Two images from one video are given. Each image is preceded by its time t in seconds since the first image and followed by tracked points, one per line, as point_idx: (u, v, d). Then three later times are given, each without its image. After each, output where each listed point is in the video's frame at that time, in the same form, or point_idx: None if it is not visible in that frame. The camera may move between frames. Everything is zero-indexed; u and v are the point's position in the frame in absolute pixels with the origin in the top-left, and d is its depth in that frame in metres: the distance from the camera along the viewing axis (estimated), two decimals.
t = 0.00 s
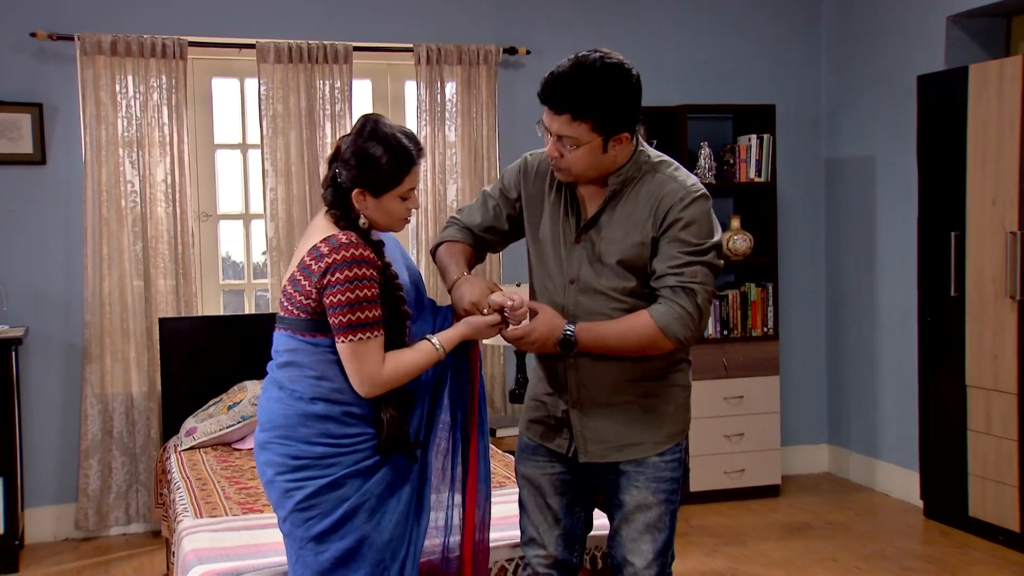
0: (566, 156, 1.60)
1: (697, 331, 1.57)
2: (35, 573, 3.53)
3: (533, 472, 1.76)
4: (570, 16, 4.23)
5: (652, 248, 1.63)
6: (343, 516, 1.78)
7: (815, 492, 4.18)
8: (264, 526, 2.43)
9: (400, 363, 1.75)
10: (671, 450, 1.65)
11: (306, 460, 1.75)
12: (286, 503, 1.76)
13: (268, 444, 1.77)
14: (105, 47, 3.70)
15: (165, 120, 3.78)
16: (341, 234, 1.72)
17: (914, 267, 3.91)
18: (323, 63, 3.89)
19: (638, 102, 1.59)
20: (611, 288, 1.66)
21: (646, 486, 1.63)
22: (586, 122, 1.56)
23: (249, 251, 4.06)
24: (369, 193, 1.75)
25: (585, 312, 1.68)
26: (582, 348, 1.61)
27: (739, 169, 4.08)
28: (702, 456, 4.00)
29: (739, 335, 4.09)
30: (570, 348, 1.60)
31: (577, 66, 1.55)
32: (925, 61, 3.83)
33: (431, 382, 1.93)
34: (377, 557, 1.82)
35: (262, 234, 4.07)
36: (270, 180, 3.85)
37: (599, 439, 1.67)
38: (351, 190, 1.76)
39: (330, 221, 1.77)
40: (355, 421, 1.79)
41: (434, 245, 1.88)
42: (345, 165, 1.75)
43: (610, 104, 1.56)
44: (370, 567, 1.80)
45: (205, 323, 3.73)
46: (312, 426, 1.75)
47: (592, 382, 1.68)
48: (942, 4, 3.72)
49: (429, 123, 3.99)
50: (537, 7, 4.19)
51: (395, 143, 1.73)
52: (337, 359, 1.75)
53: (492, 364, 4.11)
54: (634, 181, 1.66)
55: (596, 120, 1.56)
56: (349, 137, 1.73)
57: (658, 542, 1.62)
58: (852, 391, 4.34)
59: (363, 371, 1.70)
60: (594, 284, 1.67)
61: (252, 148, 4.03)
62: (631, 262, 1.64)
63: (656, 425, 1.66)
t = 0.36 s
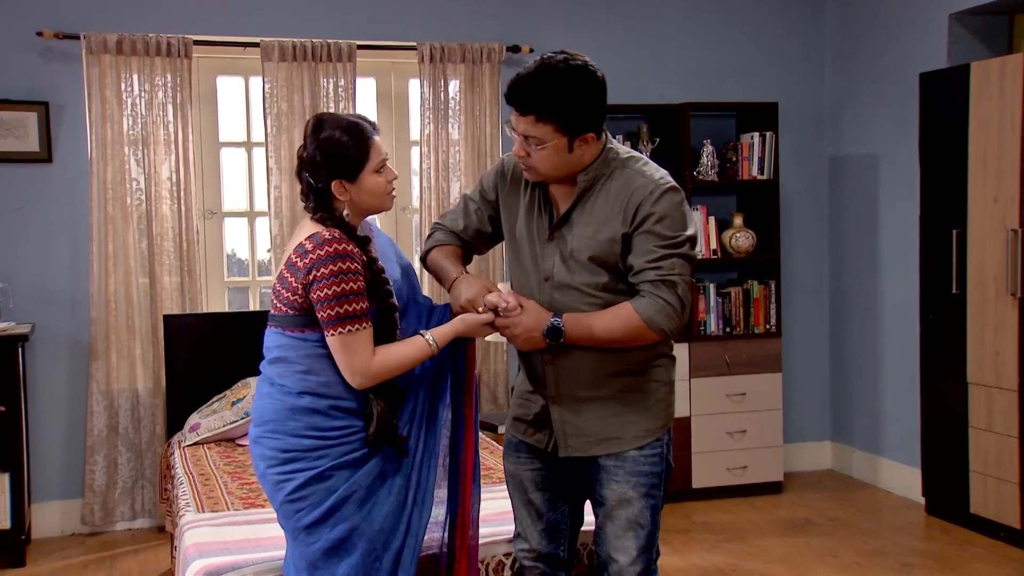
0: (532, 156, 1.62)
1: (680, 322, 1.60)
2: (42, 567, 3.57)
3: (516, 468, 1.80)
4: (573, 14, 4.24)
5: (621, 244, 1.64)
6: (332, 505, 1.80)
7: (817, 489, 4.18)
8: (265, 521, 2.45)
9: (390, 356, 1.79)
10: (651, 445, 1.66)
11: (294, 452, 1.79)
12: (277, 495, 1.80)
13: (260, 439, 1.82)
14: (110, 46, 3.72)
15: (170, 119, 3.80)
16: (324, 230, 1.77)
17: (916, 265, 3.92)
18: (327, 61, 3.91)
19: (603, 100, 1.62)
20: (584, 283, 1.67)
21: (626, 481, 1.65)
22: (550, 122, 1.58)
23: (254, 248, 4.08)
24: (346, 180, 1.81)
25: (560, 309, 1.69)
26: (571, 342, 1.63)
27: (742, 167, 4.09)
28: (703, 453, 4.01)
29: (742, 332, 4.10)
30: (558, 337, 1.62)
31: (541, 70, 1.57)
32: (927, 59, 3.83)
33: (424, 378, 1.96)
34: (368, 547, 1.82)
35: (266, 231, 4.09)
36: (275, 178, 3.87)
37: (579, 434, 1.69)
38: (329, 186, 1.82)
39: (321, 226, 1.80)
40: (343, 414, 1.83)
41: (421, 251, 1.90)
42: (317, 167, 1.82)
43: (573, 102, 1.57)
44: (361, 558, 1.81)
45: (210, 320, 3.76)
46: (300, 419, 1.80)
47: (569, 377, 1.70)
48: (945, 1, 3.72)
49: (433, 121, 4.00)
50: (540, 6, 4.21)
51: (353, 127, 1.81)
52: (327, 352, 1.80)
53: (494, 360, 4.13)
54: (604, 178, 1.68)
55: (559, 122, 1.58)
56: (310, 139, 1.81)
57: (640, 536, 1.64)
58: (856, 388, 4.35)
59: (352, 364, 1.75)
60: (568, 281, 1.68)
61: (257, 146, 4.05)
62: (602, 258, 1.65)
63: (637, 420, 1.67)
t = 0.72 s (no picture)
0: (501, 132, 1.68)
1: (666, 311, 1.65)
2: (58, 561, 3.61)
3: (505, 464, 1.90)
4: (585, 13, 4.25)
5: (590, 234, 1.68)
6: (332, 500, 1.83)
7: (828, 487, 4.19)
8: (273, 516, 2.48)
9: (388, 345, 1.80)
10: (626, 440, 1.72)
11: (295, 447, 1.82)
12: (279, 489, 1.84)
13: (264, 434, 1.86)
14: (126, 46, 3.76)
15: (184, 118, 3.84)
16: (315, 224, 1.80)
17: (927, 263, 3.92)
18: (340, 61, 3.94)
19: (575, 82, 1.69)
20: (558, 275, 1.72)
21: (604, 475, 1.72)
22: (519, 95, 1.66)
23: (268, 247, 4.11)
24: (339, 174, 1.85)
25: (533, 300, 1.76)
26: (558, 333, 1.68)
27: (753, 165, 4.10)
28: (713, 451, 4.02)
29: (753, 331, 4.10)
30: (547, 329, 1.67)
31: (505, 58, 1.66)
32: (940, 57, 3.83)
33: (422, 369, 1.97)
34: (367, 541, 1.85)
35: (280, 230, 4.11)
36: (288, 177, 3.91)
37: (556, 427, 1.77)
38: (322, 181, 1.85)
39: (315, 221, 1.83)
40: (345, 409, 1.85)
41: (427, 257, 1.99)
42: (308, 165, 1.85)
43: (541, 78, 1.65)
44: (359, 551, 1.84)
45: (223, 317, 3.79)
46: (301, 415, 1.83)
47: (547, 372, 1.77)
48: None
49: (445, 120, 4.02)
50: (552, 5, 4.22)
51: (341, 122, 1.85)
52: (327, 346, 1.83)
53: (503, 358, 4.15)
54: (575, 169, 1.73)
55: (527, 95, 1.65)
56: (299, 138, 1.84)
57: (621, 530, 1.72)
58: (867, 387, 4.35)
59: (348, 354, 1.77)
60: (539, 272, 1.74)
61: (270, 145, 4.08)
62: (571, 249, 1.70)
63: (614, 414, 1.73)
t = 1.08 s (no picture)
0: (494, 154, 1.74)
1: (669, 309, 1.67)
2: (76, 555, 3.66)
3: (512, 462, 1.94)
4: (597, 12, 4.26)
5: (587, 235, 1.71)
6: (332, 496, 1.87)
7: (839, 485, 4.20)
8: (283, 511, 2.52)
9: (387, 342, 1.83)
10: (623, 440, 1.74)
11: (298, 445, 1.87)
12: (282, 486, 1.88)
13: (267, 431, 1.91)
14: (142, 47, 3.81)
15: (200, 118, 3.88)
16: (315, 223, 1.83)
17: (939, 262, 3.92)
18: (354, 61, 3.97)
19: (553, 93, 1.68)
20: (557, 277, 1.74)
21: (597, 474, 1.75)
22: (502, 124, 1.68)
23: (283, 245, 4.16)
24: (338, 173, 1.89)
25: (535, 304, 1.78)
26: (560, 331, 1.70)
27: (764, 164, 4.10)
28: (723, 449, 4.03)
29: (764, 329, 4.11)
30: (551, 331, 1.68)
31: (487, 74, 1.68)
32: (951, 56, 3.83)
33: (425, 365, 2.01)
34: (367, 537, 1.88)
35: (294, 228, 4.16)
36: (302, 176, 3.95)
37: (555, 429, 1.80)
38: (322, 180, 1.89)
39: (316, 218, 1.87)
40: (346, 407, 1.90)
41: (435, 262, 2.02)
42: (308, 165, 1.89)
43: (521, 104, 1.66)
44: (360, 547, 1.87)
45: (237, 315, 3.84)
46: (304, 413, 1.87)
47: (548, 372, 1.81)
48: None
49: (458, 120, 4.05)
50: (564, 5, 4.24)
51: (341, 121, 1.90)
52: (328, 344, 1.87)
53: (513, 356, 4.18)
54: (570, 173, 1.75)
55: (509, 123, 1.68)
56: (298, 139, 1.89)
57: (613, 527, 1.74)
58: (879, 385, 4.35)
59: (348, 353, 1.81)
60: (538, 276, 1.77)
61: (285, 144, 4.12)
62: (568, 252, 1.72)
63: (612, 414, 1.76)
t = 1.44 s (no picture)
0: (499, 147, 1.76)
1: (664, 303, 1.69)
2: (94, 549, 3.71)
3: (523, 458, 1.98)
4: (609, 13, 4.28)
5: (592, 231, 1.74)
6: (339, 489, 1.89)
7: (850, 484, 4.21)
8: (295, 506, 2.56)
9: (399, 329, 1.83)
10: (631, 438, 1.77)
11: (303, 439, 1.88)
12: (288, 479, 1.90)
13: (272, 426, 1.92)
14: (159, 49, 3.86)
15: (216, 118, 3.93)
16: (324, 221, 1.84)
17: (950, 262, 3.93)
18: (367, 62, 4.01)
19: (560, 89, 1.73)
20: (564, 274, 1.78)
21: (608, 471, 1.79)
22: (507, 116, 1.71)
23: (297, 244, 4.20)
24: (349, 176, 1.88)
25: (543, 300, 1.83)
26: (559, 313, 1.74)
27: (776, 164, 4.12)
28: (734, 447, 4.05)
29: (775, 328, 4.13)
30: (549, 306, 1.72)
31: (492, 70, 1.71)
32: (963, 56, 3.83)
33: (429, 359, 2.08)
34: (373, 527, 1.91)
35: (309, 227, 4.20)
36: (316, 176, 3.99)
37: (565, 424, 1.84)
38: (333, 182, 1.89)
39: (323, 217, 1.88)
40: (352, 402, 1.91)
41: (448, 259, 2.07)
42: (320, 164, 1.89)
43: (526, 98, 1.69)
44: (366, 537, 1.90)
45: (252, 313, 3.88)
46: (309, 408, 1.89)
47: (556, 368, 1.85)
48: None
49: (471, 120, 4.08)
50: (576, 6, 4.26)
51: (356, 125, 1.88)
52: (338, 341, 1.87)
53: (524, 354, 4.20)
54: (576, 169, 1.79)
55: (514, 115, 1.71)
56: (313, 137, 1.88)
57: (624, 524, 1.78)
58: (890, 384, 4.36)
59: (362, 350, 1.82)
60: (546, 272, 1.81)
61: (299, 144, 4.17)
62: (574, 248, 1.76)
63: (620, 412, 1.79)
